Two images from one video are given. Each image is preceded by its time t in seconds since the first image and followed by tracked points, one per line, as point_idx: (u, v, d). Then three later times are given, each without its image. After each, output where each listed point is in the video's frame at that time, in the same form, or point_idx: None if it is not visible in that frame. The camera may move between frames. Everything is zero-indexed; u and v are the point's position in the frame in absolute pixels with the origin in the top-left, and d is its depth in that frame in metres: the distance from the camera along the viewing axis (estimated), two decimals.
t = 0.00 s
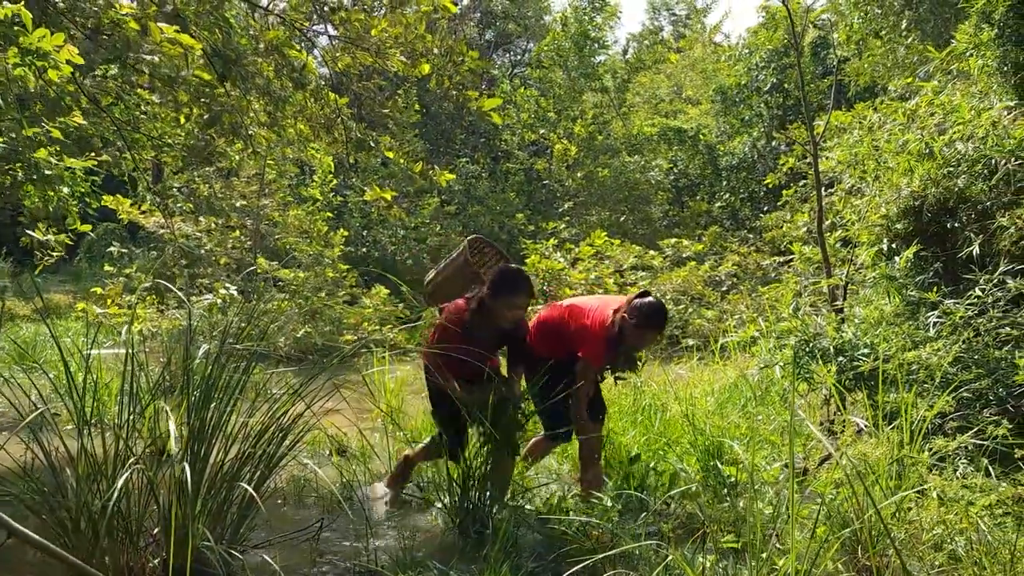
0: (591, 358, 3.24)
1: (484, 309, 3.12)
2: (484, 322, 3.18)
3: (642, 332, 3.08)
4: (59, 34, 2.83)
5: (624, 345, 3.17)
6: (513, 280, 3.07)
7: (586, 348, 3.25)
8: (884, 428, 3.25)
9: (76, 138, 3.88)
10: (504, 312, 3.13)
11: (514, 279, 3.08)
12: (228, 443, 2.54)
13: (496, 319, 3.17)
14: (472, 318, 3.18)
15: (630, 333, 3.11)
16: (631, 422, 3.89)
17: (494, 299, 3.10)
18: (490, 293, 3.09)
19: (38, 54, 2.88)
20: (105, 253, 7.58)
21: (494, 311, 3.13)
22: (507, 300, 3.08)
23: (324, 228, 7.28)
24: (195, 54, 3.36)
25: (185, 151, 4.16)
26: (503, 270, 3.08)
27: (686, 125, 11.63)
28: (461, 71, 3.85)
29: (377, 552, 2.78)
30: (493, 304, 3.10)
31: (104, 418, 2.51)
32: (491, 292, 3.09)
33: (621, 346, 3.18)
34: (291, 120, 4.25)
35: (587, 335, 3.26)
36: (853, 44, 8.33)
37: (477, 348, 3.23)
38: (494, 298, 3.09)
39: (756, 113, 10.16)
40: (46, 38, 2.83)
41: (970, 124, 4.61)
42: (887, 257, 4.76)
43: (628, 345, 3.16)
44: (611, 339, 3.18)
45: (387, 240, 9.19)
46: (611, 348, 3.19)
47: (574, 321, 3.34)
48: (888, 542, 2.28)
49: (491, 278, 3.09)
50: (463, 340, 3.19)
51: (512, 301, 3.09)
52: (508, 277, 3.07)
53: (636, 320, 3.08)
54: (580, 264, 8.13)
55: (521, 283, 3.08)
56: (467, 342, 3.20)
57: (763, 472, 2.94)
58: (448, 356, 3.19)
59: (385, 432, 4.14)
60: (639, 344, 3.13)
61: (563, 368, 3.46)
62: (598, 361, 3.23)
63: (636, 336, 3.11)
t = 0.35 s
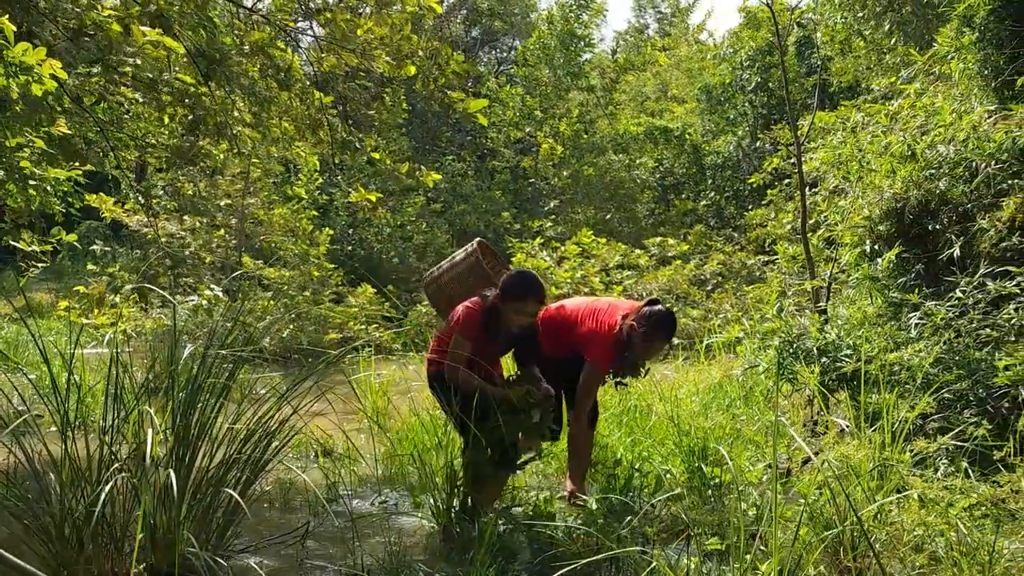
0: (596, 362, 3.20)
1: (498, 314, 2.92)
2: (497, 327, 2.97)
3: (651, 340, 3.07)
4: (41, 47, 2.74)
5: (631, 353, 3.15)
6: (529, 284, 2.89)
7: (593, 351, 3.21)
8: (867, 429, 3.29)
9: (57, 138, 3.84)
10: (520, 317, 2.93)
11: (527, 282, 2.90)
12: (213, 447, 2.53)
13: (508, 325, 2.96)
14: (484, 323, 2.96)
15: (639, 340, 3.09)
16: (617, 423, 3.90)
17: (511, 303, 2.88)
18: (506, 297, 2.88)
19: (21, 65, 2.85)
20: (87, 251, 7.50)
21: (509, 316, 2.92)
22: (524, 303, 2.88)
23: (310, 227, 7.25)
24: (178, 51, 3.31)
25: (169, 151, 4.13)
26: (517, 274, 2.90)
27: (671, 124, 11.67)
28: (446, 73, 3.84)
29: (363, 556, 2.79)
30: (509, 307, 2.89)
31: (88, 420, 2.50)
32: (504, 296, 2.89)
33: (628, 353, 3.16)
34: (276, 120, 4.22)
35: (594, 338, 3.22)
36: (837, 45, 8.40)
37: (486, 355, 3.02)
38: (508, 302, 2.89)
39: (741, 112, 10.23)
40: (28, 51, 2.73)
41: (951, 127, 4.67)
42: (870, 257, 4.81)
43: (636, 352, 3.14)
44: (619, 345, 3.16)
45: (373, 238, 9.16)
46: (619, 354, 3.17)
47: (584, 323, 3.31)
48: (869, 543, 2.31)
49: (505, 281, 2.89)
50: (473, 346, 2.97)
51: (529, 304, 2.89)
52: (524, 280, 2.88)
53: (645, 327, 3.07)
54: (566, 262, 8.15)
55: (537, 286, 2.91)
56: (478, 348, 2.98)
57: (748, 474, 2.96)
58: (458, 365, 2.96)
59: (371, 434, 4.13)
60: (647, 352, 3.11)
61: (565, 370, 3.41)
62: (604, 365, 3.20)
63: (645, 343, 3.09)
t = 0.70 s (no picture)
0: (582, 348, 3.36)
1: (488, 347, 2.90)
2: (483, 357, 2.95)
3: (640, 328, 3.23)
4: (26, 60, 2.75)
5: (621, 340, 3.32)
6: (522, 321, 2.89)
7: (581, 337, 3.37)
8: (850, 427, 3.33)
9: (40, 133, 3.80)
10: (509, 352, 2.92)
11: (521, 318, 2.90)
12: (200, 448, 2.52)
13: (494, 359, 2.96)
14: (470, 352, 2.93)
15: (628, 328, 3.25)
16: (602, 421, 3.93)
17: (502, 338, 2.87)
18: (499, 332, 2.87)
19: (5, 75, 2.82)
20: (71, 246, 7.41)
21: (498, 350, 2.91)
22: (516, 341, 2.87)
23: (297, 222, 7.22)
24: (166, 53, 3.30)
25: (155, 148, 4.10)
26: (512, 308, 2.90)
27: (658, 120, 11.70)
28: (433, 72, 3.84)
29: (350, 556, 2.79)
30: (500, 342, 2.88)
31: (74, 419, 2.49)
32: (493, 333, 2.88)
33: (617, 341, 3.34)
34: (263, 115, 4.21)
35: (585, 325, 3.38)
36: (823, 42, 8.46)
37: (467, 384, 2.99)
38: (496, 337, 2.88)
39: (728, 108, 10.30)
40: (14, 63, 2.74)
41: (934, 128, 4.72)
42: (854, 256, 4.82)
43: (625, 340, 3.30)
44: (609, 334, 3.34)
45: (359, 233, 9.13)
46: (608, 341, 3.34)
47: (575, 318, 3.46)
48: (851, 542, 2.35)
49: (499, 315, 2.89)
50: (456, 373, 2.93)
51: (520, 342, 2.89)
52: (518, 317, 2.88)
53: (635, 316, 3.22)
54: (553, 258, 8.17)
55: (529, 324, 2.90)
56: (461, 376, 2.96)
57: (733, 472, 2.99)
58: (437, 391, 2.92)
59: (358, 432, 4.14)
60: (635, 339, 3.27)
61: (548, 357, 3.54)
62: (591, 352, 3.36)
63: (634, 332, 3.25)
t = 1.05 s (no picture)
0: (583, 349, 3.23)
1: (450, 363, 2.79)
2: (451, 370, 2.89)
3: (637, 322, 3.17)
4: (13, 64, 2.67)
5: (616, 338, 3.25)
6: (484, 345, 2.69)
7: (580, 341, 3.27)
8: (835, 422, 3.37)
9: (26, 125, 3.77)
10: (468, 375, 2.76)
11: (486, 342, 2.70)
12: (189, 443, 2.52)
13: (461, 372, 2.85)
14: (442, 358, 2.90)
15: (626, 325, 3.19)
16: (591, 415, 3.96)
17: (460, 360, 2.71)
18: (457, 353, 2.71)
19: None
20: (56, 237, 7.36)
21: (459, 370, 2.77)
22: (473, 366, 2.69)
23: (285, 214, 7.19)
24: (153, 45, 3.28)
25: (142, 141, 4.08)
26: (476, 329, 2.71)
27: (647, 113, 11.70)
28: (422, 64, 3.82)
29: (340, 552, 2.79)
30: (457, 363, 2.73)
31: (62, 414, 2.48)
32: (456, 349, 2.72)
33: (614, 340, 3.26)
34: (251, 108, 4.19)
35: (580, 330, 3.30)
36: (812, 36, 8.47)
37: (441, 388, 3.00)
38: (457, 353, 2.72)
39: (716, 101, 10.32)
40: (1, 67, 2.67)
41: (921, 124, 4.74)
42: (841, 252, 4.96)
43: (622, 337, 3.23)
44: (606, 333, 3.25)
45: (347, 224, 9.09)
46: (605, 341, 3.25)
47: (570, 319, 3.39)
48: (835, 536, 2.38)
49: (460, 334, 2.72)
50: (427, 371, 2.97)
51: (476, 367, 2.70)
52: (480, 340, 2.69)
53: (631, 308, 3.18)
54: (542, 251, 8.18)
55: (492, 350, 2.70)
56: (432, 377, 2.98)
57: (720, 466, 3.02)
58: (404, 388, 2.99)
59: (346, 425, 4.13)
60: (632, 334, 3.21)
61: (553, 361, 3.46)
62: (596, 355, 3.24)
63: (632, 327, 3.20)
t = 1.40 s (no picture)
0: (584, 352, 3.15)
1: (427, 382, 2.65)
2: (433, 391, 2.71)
3: (633, 324, 3.09)
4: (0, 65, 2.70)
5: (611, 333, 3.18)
6: (451, 360, 2.54)
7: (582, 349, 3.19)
8: (818, 418, 3.41)
9: (10, 119, 3.74)
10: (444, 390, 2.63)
11: (453, 357, 2.55)
12: (178, 440, 2.52)
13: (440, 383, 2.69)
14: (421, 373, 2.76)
15: (621, 327, 3.11)
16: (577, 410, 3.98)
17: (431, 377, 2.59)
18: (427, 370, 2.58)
19: None
20: (39, 229, 7.29)
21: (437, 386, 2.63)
22: (441, 381, 2.56)
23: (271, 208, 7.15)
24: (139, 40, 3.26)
25: (127, 136, 4.06)
26: (442, 343, 2.56)
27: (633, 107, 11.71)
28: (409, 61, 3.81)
29: (327, 550, 2.81)
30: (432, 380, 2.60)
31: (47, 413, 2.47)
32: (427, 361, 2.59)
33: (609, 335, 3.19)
34: (237, 102, 4.17)
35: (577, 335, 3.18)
36: (797, 33, 8.52)
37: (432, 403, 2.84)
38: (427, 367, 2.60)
39: (702, 95, 10.35)
40: None
41: (903, 122, 4.79)
42: (824, 249, 5.00)
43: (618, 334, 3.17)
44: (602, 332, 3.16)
45: (333, 218, 9.06)
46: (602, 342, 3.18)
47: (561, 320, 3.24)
48: (816, 531, 2.42)
49: (427, 351, 2.57)
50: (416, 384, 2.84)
51: (446, 382, 2.56)
52: (442, 355, 2.54)
53: (625, 300, 3.07)
54: (529, 245, 8.20)
55: (462, 364, 2.55)
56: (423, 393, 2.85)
57: (704, 462, 3.05)
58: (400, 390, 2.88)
59: (333, 421, 4.15)
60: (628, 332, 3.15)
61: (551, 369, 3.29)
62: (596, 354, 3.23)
63: (627, 324, 3.10)
